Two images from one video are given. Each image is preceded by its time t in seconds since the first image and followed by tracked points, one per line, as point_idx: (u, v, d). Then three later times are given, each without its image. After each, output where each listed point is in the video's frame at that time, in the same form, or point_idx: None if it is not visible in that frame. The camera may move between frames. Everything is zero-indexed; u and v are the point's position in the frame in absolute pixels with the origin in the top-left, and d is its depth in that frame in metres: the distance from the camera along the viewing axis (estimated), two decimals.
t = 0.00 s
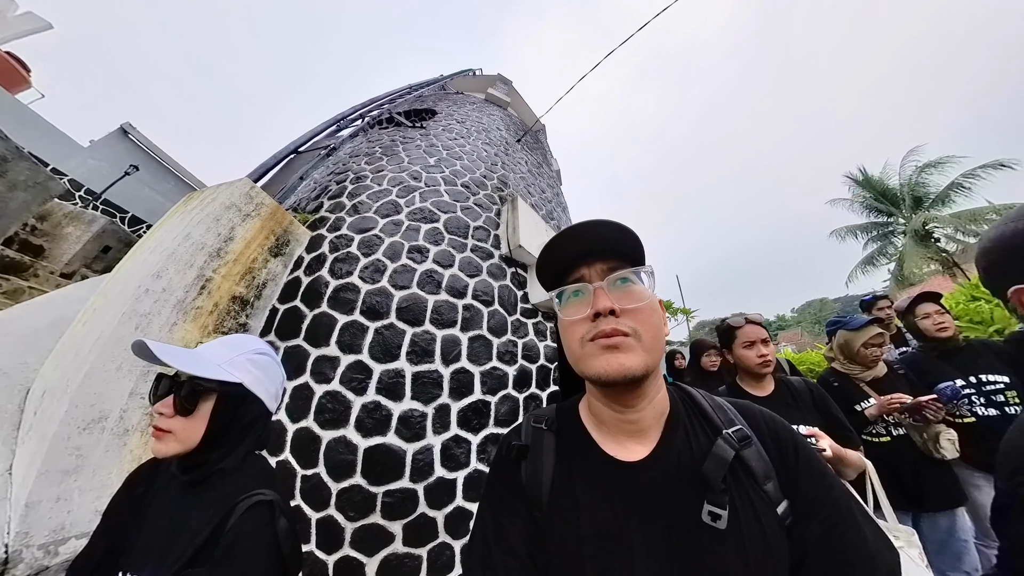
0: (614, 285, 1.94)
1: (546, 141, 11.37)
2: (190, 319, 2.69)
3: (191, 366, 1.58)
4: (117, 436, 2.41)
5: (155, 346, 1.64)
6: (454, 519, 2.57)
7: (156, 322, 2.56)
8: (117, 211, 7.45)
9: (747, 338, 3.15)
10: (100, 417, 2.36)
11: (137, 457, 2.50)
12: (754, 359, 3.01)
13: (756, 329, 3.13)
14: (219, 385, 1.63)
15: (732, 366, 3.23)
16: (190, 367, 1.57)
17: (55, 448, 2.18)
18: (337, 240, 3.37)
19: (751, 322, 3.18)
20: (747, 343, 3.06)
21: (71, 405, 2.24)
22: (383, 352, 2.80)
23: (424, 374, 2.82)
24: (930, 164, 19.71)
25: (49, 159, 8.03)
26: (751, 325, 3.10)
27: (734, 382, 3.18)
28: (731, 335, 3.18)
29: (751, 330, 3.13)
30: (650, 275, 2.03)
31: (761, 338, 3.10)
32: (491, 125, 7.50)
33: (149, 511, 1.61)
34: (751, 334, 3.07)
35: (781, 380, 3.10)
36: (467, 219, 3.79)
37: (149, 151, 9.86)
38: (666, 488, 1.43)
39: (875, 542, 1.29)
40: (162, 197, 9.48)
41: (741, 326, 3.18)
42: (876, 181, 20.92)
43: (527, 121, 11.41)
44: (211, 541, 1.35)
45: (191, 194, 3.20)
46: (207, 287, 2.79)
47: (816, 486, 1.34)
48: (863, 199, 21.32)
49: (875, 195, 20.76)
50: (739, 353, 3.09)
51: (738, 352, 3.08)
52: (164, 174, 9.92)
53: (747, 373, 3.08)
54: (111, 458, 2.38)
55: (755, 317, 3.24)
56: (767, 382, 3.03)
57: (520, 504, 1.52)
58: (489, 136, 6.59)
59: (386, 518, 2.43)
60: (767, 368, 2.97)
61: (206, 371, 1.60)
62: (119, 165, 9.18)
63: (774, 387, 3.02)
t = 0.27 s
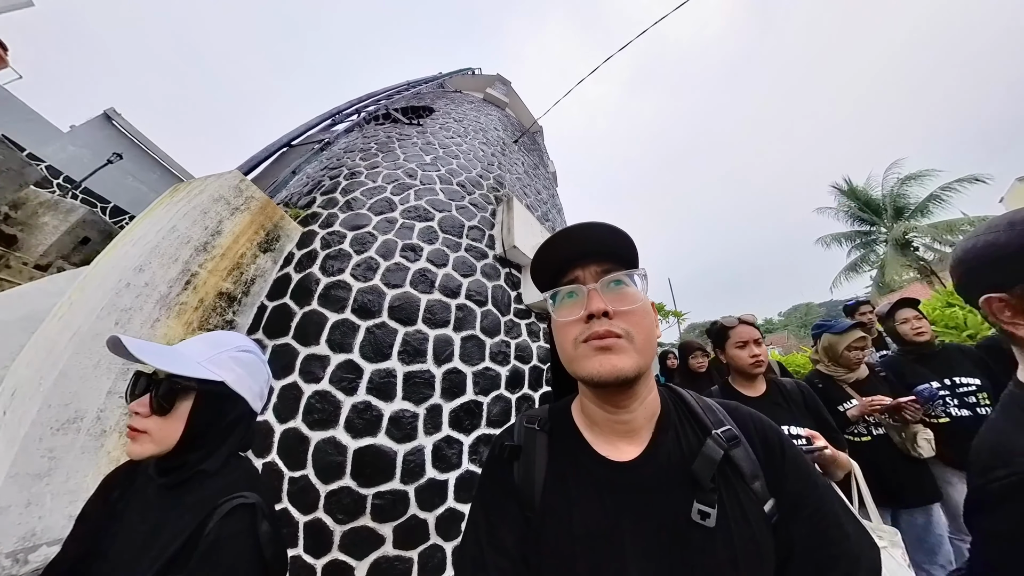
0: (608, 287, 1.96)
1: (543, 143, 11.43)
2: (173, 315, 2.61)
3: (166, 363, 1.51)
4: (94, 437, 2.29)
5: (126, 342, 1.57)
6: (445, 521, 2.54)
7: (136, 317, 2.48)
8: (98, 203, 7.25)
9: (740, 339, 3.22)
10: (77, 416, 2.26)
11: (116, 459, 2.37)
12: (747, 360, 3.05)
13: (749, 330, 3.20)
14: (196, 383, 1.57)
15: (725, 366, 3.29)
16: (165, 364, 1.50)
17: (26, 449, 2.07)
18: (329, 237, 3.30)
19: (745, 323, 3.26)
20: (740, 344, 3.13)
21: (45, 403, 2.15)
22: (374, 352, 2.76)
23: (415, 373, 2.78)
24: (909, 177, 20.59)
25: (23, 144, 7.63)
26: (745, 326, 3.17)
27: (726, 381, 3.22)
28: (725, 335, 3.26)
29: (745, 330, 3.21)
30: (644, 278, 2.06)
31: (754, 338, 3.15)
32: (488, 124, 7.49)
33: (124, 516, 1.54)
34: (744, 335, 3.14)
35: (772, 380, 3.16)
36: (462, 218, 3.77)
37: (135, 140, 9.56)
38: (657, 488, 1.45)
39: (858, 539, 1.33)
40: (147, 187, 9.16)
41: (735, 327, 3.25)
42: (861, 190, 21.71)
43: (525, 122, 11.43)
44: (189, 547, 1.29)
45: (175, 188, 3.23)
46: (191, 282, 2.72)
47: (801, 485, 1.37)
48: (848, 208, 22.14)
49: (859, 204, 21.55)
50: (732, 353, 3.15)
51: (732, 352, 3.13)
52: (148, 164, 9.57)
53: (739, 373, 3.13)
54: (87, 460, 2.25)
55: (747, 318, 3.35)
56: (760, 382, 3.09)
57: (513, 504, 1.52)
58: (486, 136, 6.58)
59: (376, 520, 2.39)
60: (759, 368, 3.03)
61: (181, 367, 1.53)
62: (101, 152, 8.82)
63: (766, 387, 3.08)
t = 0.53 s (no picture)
0: (601, 290, 1.98)
1: (540, 144, 11.47)
2: (155, 311, 2.52)
3: (137, 364, 1.44)
4: (67, 438, 2.19)
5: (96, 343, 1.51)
6: (436, 523, 2.51)
7: (115, 312, 2.39)
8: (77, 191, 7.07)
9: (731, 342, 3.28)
10: (49, 416, 2.14)
11: (91, 461, 2.27)
12: (737, 363, 3.12)
13: (740, 333, 3.27)
14: (172, 384, 1.50)
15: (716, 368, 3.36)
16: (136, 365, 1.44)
17: None
18: (321, 233, 3.24)
19: (736, 327, 3.33)
20: (731, 347, 3.18)
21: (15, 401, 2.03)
22: (365, 351, 2.71)
23: (407, 374, 2.75)
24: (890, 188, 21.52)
25: None
26: (735, 330, 3.24)
27: (717, 384, 3.29)
28: (716, 339, 3.30)
29: (736, 334, 3.27)
30: (637, 282, 2.08)
31: (745, 342, 3.21)
32: (485, 124, 7.49)
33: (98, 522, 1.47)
34: (735, 339, 3.21)
35: (763, 383, 3.23)
36: (456, 217, 3.75)
37: (127, 134, 9.32)
38: (649, 488, 1.47)
39: (842, 535, 1.37)
40: (129, 175, 8.75)
41: (726, 330, 3.31)
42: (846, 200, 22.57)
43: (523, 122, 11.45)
44: (165, 555, 1.23)
45: (161, 178, 3.14)
46: (175, 277, 2.63)
47: (787, 484, 1.41)
48: (834, 217, 22.99)
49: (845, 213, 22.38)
50: (723, 356, 3.21)
51: (722, 355, 3.19)
52: (133, 152, 9.16)
53: (730, 376, 3.19)
54: (59, 464, 2.15)
55: (740, 322, 3.40)
56: (749, 385, 3.16)
57: (505, 506, 1.51)
58: (484, 135, 6.58)
59: (366, 523, 2.35)
60: (750, 371, 3.09)
61: (153, 367, 1.46)
62: (84, 138, 8.41)
63: (756, 391, 3.15)
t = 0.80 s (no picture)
0: (595, 292, 1.99)
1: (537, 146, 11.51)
2: (134, 305, 2.48)
3: (114, 362, 1.38)
4: (37, 441, 2.08)
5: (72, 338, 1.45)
6: (427, 525, 2.49)
7: (93, 305, 2.33)
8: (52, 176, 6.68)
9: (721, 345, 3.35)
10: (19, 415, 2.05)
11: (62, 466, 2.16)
12: (725, 366, 3.21)
13: (729, 336, 3.34)
14: (151, 385, 1.43)
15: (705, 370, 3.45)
16: (112, 364, 1.37)
17: None
18: (312, 229, 3.24)
19: (725, 331, 3.39)
20: (720, 350, 3.26)
21: None
22: (355, 350, 2.70)
23: (398, 373, 2.73)
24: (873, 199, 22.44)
25: None
26: (724, 333, 3.31)
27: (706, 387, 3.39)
28: (706, 342, 3.38)
29: (725, 337, 3.34)
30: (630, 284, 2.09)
31: (733, 345, 3.29)
32: (483, 124, 7.50)
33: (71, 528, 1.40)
34: (724, 342, 3.28)
35: (751, 385, 3.32)
36: (451, 216, 3.74)
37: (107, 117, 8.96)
38: (640, 487, 1.49)
39: (824, 531, 1.41)
40: (111, 162, 8.32)
41: (716, 334, 3.39)
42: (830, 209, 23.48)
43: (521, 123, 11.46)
44: (141, 562, 1.18)
45: (143, 165, 3.06)
46: (157, 271, 2.62)
47: (773, 482, 1.45)
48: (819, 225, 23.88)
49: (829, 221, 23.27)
50: (712, 359, 3.29)
51: (711, 358, 3.27)
52: (114, 136, 8.70)
53: (718, 378, 3.29)
54: (29, 467, 2.04)
55: (729, 325, 3.46)
56: (737, 386, 3.25)
57: (497, 506, 1.51)
58: (481, 135, 6.59)
59: (355, 525, 2.33)
60: (737, 374, 3.18)
61: (130, 368, 1.38)
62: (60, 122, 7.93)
63: (744, 392, 3.24)
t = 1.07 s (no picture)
0: (587, 293, 2.01)
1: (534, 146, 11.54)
2: (113, 299, 2.36)
3: (88, 362, 1.31)
4: (5, 441, 1.99)
5: (38, 334, 1.38)
6: (418, 523, 2.48)
7: (68, 297, 2.24)
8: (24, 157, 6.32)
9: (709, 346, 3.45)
10: None
11: (32, 467, 2.03)
12: (713, 366, 3.32)
13: (716, 338, 3.44)
14: (131, 384, 1.36)
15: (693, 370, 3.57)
16: (87, 364, 1.31)
17: None
18: (302, 222, 3.15)
19: (712, 332, 3.50)
20: (707, 351, 3.37)
21: None
22: (345, 347, 2.65)
23: (389, 371, 2.70)
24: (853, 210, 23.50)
25: None
26: (712, 335, 3.42)
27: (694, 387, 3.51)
28: (695, 343, 3.48)
29: (712, 339, 3.44)
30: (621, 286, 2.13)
31: (720, 346, 3.39)
32: (480, 122, 7.48)
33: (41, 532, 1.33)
34: (712, 343, 3.38)
35: (737, 385, 3.44)
36: (445, 213, 3.72)
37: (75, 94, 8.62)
38: (628, 484, 1.53)
39: (801, 521, 1.48)
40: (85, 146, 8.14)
41: (704, 335, 3.49)
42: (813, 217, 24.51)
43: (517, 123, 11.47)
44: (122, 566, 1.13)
45: (124, 152, 2.95)
46: (138, 263, 2.50)
47: (753, 477, 1.52)
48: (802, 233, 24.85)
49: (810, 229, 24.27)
50: (700, 360, 3.40)
51: (699, 359, 3.38)
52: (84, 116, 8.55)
53: (705, 378, 3.40)
54: None
55: (717, 327, 3.56)
56: (723, 386, 3.37)
57: (488, 504, 1.53)
58: (478, 133, 6.57)
59: (344, 525, 2.30)
60: (723, 374, 3.29)
61: (106, 367, 1.32)
62: (36, 101, 6.35)
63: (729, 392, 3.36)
